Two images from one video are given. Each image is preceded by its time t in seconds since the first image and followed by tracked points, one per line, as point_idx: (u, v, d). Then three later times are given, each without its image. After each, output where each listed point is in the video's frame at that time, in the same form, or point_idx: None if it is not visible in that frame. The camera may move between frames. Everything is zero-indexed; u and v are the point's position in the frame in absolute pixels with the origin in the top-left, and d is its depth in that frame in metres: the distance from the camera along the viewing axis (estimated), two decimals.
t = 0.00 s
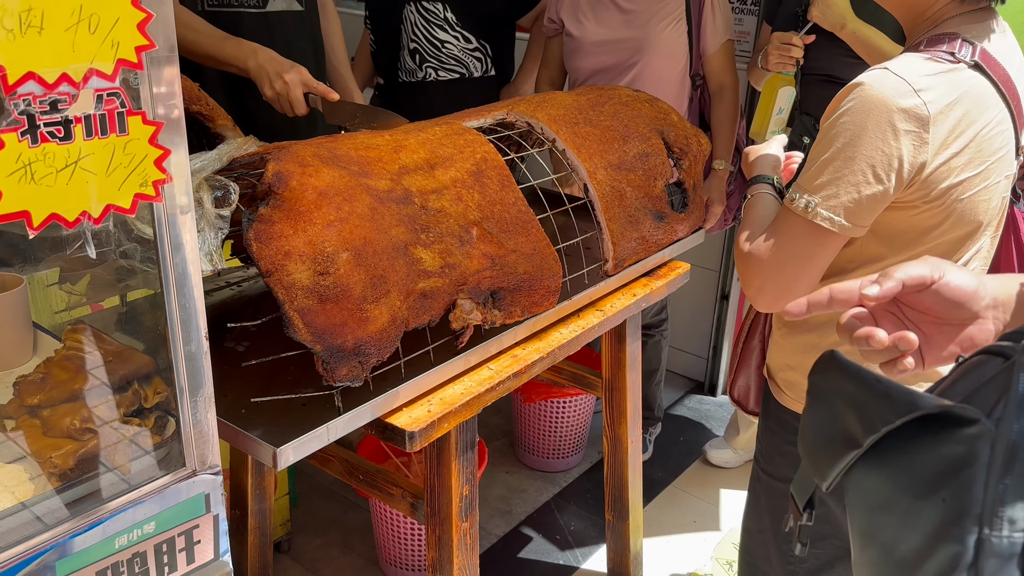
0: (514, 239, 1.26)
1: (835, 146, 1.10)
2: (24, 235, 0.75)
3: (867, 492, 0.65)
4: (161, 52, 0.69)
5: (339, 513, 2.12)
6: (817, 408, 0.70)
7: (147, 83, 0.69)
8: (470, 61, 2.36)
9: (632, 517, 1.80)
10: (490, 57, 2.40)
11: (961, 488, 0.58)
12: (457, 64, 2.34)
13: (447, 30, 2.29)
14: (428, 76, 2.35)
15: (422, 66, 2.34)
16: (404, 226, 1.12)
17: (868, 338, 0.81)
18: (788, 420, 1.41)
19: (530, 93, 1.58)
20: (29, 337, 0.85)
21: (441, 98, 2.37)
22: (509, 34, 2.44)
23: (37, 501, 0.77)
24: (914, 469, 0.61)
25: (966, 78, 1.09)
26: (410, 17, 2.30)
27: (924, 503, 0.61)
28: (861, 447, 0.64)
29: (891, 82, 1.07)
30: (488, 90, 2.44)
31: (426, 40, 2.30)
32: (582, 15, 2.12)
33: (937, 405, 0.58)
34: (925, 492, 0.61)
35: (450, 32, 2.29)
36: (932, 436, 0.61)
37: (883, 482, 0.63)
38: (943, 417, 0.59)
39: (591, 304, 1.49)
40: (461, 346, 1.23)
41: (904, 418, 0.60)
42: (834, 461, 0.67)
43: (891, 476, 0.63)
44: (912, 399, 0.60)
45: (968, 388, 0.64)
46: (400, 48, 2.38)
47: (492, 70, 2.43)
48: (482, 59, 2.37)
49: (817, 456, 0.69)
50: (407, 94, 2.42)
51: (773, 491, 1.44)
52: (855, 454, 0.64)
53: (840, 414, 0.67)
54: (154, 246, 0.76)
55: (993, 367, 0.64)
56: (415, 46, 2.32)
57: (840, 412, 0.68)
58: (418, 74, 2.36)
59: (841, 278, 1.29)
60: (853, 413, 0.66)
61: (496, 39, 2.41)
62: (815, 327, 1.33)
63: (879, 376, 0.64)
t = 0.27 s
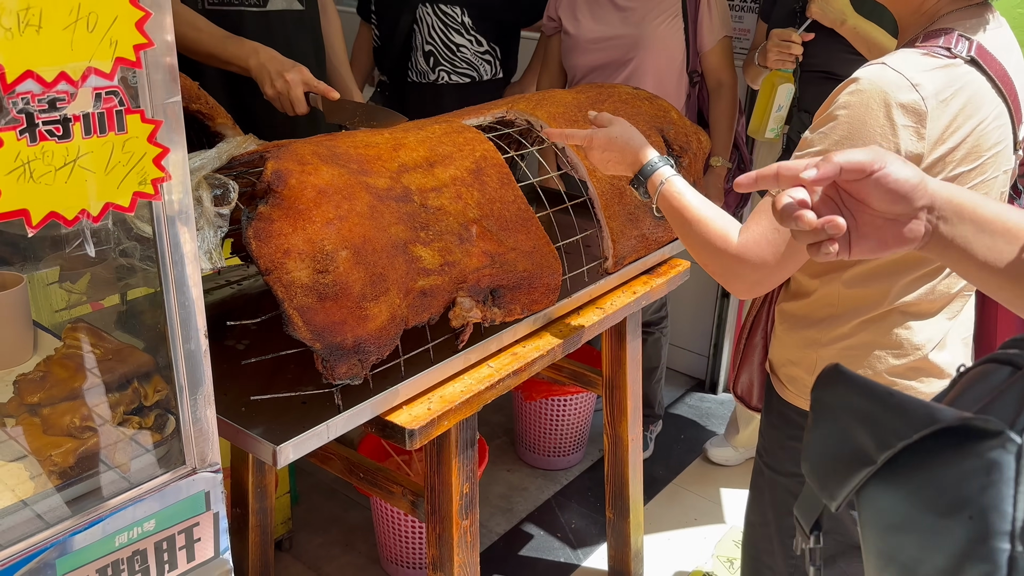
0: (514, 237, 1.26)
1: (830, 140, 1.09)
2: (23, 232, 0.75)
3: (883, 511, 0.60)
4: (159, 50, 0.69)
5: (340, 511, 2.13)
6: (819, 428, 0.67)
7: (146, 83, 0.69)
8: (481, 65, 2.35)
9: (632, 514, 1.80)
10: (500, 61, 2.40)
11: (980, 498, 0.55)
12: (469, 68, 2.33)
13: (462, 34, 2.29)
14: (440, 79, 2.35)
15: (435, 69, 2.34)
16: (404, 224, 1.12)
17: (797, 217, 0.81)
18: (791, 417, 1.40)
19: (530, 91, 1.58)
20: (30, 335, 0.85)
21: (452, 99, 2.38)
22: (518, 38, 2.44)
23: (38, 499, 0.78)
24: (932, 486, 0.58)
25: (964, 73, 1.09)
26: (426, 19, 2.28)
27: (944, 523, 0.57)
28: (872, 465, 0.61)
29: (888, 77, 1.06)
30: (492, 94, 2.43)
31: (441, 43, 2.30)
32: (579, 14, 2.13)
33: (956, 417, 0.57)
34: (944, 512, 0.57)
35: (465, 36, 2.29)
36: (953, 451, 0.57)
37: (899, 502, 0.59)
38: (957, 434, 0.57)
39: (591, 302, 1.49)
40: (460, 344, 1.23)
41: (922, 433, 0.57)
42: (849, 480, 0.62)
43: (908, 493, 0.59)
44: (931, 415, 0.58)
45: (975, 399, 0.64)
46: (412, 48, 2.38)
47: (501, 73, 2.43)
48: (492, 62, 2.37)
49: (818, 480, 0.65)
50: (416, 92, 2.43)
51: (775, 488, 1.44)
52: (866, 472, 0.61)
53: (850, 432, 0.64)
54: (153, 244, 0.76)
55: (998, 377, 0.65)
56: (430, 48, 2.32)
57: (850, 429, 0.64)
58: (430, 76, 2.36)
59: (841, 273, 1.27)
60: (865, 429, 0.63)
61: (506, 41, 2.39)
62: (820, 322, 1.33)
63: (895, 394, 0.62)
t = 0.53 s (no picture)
0: (511, 234, 1.26)
1: (828, 140, 1.06)
2: (20, 230, 0.75)
3: (914, 545, 0.58)
4: (153, 46, 0.69)
5: (339, 509, 2.12)
6: (831, 455, 0.65)
7: (140, 79, 0.69)
8: (479, 59, 2.34)
9: (631, 511, 1.80)
10: (498, 57, 2.38)
11: (1021, 534, 0.52)
12: (466, 62, 2.33)
13: (460, 26, 2.28)
14: (438, 72, 2.35)
15: (432, 61, 2.34)
16: (400, 221, 1.12)
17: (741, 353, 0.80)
18: (787, 412, 1.39)
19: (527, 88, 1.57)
20: (25, 333, 0.84)
21: (450, 92, 2.37)
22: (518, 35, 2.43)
23: (36, 497, 0.78)
24: (965, 521, 0.55)
25: (958, 69, 1.09)
26: (423, 11, 2.28)
27: (980, 559, 0.54)
28: (898, 498, 0.58)
29: (885, 75, 1.05)
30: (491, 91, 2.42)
31: (438, 35, 2.29)
32: (577, 10, 2.12)
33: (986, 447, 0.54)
34: (977, 547, 0.54)
35: (462, 29, 2.28)
36: (983, 483, 0.55)
37: (926, 534, 0.57)
38: (986, 466, 0.55)
39: (589, 300, 1.49)
40: (457, 343, 1.23)
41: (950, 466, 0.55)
42: (869, 512, 0.60)
43: (938, 526, 0.56)
44: (957, 444, 0.55)
45: (996, 419, 0.59)
46: (410, 41, 2.37)
47: (499, 69, 2.41)
48: (490, 58, 2.35)
49: (834, 517, 0.63)
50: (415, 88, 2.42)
51: (771, 484, 1.44)
52: (892, 505, 0.59)
53: (864, 460, 0.62)
54: (148, 241, 0.76)
55: (1016, 395, 0.59)
56: (428, 40, 2.31)
57: (865, 457, 0.62)
58: (427, 68, 2.36)
59: (837, 268, 1.26)
60: (882, 457, 0.60)
61: (505, 37, 2.37)
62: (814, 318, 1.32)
63: (912, 419, 0.59)
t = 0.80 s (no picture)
0: (507, 233, 1.26)
1: (827, 142, 1.05)
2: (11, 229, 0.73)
3: None
4: (147, 45, 0.69)
5: (337, 508, 2.12)
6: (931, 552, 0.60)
7: (134, 77, 0.69)
8: (476, 54, 2.34)
9: (629, 509, 1.80)
10: (496, 52, 2.38)
11: None
12: (462, 56, 2.33)
13: (455, 20, 2.28)
14: (434, 66, 2.34)
15: (429, 55, 2.33)
16: (397, 219, 1.11)
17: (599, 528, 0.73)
18: (783, 408, 1.39)
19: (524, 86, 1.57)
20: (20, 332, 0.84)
21: (446, 87, 2.36)
22: (515, 31, 2.43)
23: (32, 496, 0.78)
24: None
25: (955, 68, 1.08)
26: (419, 5, 2.27)
27: None
28: None
29: (882, 75, 1.04)
30: (491, 87, 2.42)
31: (433, 29, 2.29)
32: (575, 8, 2.11)
33: None
34: None
35: (458, 23, 2.28)
36: None
37: None
38: None
39: (586, 298, 1.49)
40: (455, 340, 1.23)
41: None
42: None
43: None
44: None
45: None
46: (405, 36, 2.37)
47: (497, 64, 2.42)
48: (488, 53, 2.36)
49: None
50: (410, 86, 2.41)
51: (769, 480, 1.44)
52: None
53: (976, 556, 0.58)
54: (143, 240, 0.76)
55: None
56: (423, 35, 2.31)
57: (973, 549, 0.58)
58: (424, 63, 2.35)
59: (834, 264, 1.25)
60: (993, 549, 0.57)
61: (503, 33, 2.39)
62: (810, 314, 1.30)
63: None
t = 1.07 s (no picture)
0: (506, 233, 1.26)
1: (826, 142, 1.05)
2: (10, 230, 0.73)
3: None
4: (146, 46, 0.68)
5: (336, 508, 2.12)
6: None
7: (132, 78, 0.68)
8: (476, 55, 2.34)
9: (628, 508, 1.80)
10: (496, 51, 2.38)
11: None
12: (462, 57, 2.32)
13: (456, 21, 2.27)
14: (435, 68, 2.34)
15: (429, 57, 2.33)
16: (396, 220, 1.11)
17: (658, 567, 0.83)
18: (783, 407, 1.39)
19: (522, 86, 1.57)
20: (19, 334, 0.84)
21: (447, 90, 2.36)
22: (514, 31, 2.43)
23: (31, 498, 0.78)
24: None
25: (953, 67, 1.09)
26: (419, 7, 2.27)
27: None
28: None
29: (880, 74, 1.04)
30: (492, 86, 2.41)
31: (433, 30, 2.28)
32: (574, 7, 2.11)
33: None
34: None
35: (458, 24, 2.27)
36: None
37: None
38: None
39: (585, 298, 1.49)
40: (454, 341, 1.23)
41: None
42: None
43: None
44: None
45: None
46: (405, 38, 2.37)
47: (497, 63, 2.41)
48: (488, 53, 2.36)
49: None
50: (411, 87, 2.41)
51: (768, 479, 1.44)
52: None
53: None
54: (142, 242, 0.76)
55: None
56: (424, 36, 2.30)
57: None
58: (425, 65, 2.35)
59: (833, 262, 1.25)
60: None
61: (503, 33, 2.39)
62: (810, 313, 1.31)
63: None
